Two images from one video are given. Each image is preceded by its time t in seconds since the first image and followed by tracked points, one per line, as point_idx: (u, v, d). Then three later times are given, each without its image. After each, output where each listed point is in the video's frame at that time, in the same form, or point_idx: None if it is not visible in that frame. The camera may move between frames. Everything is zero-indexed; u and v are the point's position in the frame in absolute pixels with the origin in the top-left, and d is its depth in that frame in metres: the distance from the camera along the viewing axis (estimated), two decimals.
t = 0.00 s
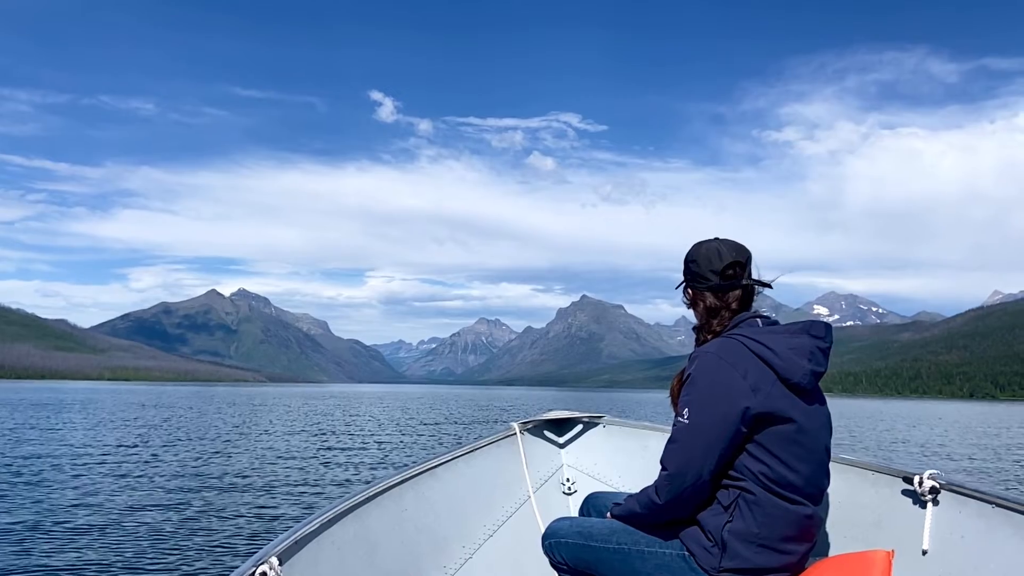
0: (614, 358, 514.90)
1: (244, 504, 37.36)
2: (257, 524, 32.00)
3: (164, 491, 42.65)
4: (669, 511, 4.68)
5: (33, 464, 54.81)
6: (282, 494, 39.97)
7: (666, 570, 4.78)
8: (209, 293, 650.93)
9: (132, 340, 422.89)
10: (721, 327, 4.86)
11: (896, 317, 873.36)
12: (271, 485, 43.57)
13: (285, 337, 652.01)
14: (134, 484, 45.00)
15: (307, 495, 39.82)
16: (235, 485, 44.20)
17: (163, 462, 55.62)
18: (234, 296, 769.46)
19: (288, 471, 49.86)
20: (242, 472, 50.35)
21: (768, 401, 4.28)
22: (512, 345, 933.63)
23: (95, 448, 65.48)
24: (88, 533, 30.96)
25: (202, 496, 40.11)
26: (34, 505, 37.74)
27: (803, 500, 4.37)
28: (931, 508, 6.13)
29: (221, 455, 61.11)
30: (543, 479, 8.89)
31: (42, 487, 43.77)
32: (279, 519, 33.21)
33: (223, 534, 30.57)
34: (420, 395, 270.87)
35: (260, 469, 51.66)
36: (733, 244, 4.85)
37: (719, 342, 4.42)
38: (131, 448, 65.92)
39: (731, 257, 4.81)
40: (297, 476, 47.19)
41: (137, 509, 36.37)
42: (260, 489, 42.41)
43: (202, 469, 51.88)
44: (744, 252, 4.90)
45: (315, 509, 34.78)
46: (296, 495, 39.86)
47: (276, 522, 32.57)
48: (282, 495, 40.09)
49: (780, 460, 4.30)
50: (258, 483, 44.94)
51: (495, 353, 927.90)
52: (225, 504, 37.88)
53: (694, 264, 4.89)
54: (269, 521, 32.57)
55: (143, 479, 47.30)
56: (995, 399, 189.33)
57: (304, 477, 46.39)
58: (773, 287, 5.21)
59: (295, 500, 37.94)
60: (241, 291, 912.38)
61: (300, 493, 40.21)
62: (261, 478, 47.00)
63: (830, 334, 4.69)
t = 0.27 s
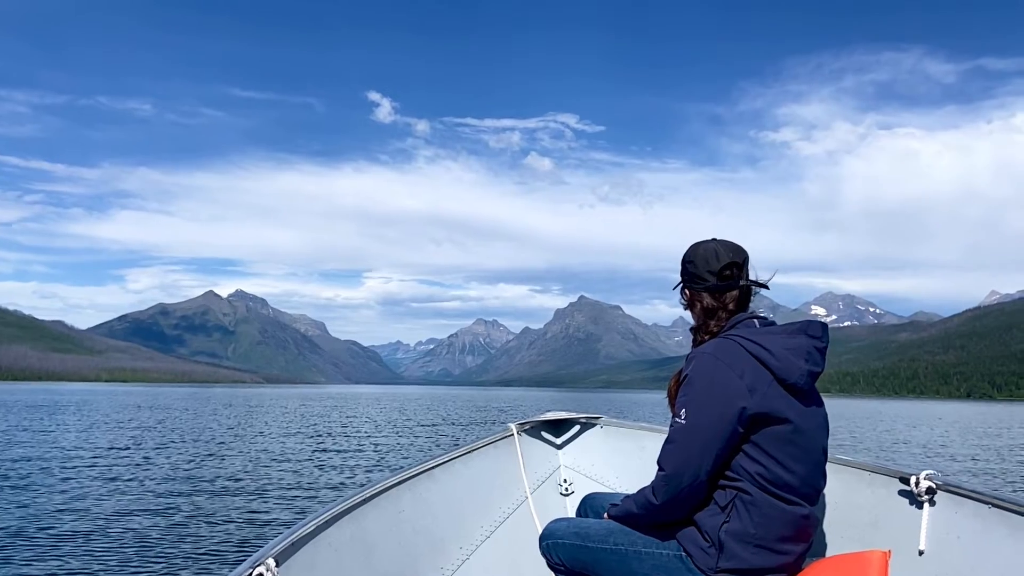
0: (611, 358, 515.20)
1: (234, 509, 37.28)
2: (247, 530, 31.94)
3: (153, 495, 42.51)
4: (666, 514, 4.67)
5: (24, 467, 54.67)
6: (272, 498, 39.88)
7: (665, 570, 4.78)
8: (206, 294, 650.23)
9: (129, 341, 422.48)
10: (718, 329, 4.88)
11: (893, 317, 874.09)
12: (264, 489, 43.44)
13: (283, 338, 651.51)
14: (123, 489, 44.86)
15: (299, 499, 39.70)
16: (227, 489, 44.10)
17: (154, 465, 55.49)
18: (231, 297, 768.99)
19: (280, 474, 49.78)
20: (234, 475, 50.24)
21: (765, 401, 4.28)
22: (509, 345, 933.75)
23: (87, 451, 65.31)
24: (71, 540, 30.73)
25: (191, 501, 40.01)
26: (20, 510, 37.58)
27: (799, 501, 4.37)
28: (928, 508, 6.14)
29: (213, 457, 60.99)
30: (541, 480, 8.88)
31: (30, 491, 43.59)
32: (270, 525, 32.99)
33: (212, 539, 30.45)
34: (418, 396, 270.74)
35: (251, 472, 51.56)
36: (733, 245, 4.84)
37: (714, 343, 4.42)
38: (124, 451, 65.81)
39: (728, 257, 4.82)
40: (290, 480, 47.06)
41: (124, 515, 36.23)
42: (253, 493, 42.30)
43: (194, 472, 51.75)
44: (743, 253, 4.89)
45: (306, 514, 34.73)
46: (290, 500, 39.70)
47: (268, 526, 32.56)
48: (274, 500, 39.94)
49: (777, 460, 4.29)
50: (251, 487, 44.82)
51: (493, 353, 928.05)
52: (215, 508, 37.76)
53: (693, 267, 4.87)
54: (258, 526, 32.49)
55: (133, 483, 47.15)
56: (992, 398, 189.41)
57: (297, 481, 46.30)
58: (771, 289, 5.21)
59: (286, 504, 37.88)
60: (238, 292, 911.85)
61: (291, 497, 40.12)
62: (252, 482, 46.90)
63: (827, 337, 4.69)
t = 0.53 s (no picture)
0: (610, 358, 515.43)
1: (225, 512, 37.23)
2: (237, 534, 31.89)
3: (143, 498, 42.39)
4: (664, 512, 4.67)
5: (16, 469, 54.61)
6: (263, 502, 39.82)
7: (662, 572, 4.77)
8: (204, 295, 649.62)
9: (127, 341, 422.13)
10: (715, 326, 4.88)
11: (891, 317, 875.19)
12: (257, 492, 43.35)
13: (282, 338, 650.98)
14: (115, 492, 44.76)
15: (292, 502, 39.66)
16: (220, 492, 43.99)
17: (146, 467, 55.38)
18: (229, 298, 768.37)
19: (273, 476, 49.74)
20: (226, 478, 50.18)
21: (763, 399, 4.28)
22: (508, 345, 933.88)
23: (80, 453, 65.30)
24: (56, 547, 30.58)
25: (181, 505, 39.93)
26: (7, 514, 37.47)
27: (796, 499, 4.38)
28: (925, 508, 6.16)
29: (207, 459, 60.96)
30: (539, 479, 8.90)
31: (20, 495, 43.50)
32: (261, 530, 32.86)
33: (201, 544, 30.38)
34: (416, 395, 270.75)
35: (244, 474, 51.53)
36: (727, 246, 4.85)
37: (712, 343, 4.43)
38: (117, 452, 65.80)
39: (727, 255, 4.81)
40: (284, 482, 46.96)
41: (113, 519, 36.13)
42: (246, 496, 42.17)
43: (187, 475, 51.63)
44: (740, 251, 4.89)
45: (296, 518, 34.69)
46: (283, 503, 39.56)
47: (257, 531, 32.56)
48: (268, 503, 39.80)
49: (776, 459, 4.29)
50: (244, 489, 44.72)
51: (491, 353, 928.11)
52: (205, 512, 37.69)
53: (692, 265, 4.86)
54: (248, 530, 32.45)
55: (124, 486, 47.04)
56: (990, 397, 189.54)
57: (291, 483, 46.26)
58: (768, 287, 5.22)
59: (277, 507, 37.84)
60: (236, 292, 911.29)
61: (282, 500, 40.05)
62: (244, 484, 46.83)
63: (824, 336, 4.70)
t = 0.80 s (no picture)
0: (607, 357, 515.33)
1: (214, 516, 37.17)
2: (226, 539, 31.87)
3: (131, 503, 42.28)
4: (661, 511, 4.68)
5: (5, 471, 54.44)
6: (254, 505, 39.76)
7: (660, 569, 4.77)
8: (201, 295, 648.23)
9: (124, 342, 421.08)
10: (712, 326, 4.88)
11: (888, 315, 876.53)
12: (249, 495, 43.29)
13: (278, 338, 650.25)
14: (104, 495, 44.64)
15: (283, 505, 39.61)
16: (212, 495, 43.96)
17: (137, 469, 55.26)
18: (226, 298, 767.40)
19: (266, 479, 49.71)
20: (218, 480, 50.16)
21: (760, 398, 4.28)
22: (505, 344, 933.81)
23: (73, 455, 65.13)
24: (38, 553, 30.40)
25: (171, 509, 39.82)
26: None
27: (795, 498, 4.38)
28: (923, 505, 6.17)
29: (199, 460, 60.90)
30: (536, 478, 8.90)
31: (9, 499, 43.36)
32: (251, 534, 32.78)
33: (189, 550, 30.29)
34: (413, 395, 270.50)
35: (234, 477, 51.48)
36: (723, 243, 4.86)
37: (708, 342, 4.44)
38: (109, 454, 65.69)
39: (722, 255, 4.82)
40: (277, 484, 46.92)
41: (100, 524, 36.07)
42: (238, 500, 42.12)
43: (178, 478, 51.54)
44: (736, 250, 4.89)
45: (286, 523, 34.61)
46: (275, 506, 39.55)
47: (246, 535, 32.57)
48: (259, 506, 39.79)
49: (769, 458, 4.30)
50: (237, 492, 44.71)
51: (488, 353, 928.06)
52: (195, 516, 37.64)
53: (688, 263, 4.87)
54: (238, 535, 32.40)
55: (114, 489, 46.94)
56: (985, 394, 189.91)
57: (284, 485, 46.24)
58: (763, 287, 5.22)
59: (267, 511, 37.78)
60: (233, 293, 910.22)
61: (272, 504, 39.97)
62: (235, 487, 46.76)
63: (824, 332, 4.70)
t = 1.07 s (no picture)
0: (606, 356, 515.06)
1: (205, 520, 37.08)
2: (216, 544, 31.80)
3: (121, 505, 42.20)
4: (661, 510, 4.68)
5: None
6: (245, 508, 39.73)
7: (657, 568, 4.78)
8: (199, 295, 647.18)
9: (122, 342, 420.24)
10: (711, 324, 4.87)
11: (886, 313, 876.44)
12: (240, 497, 43.24)
13: (277, 337, 649.71)
14: (95, 497, 44.54)
15: (275, 507, 39.56)
16: (204, 497, 43.90)
17: (129, 471, 55.14)
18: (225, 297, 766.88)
19: (258, 480, 49.66)
20: (210, 482, 50.05)
21: (761, 396, 4.27)
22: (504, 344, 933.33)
23: (66, 455, 65.06)
24: (27, 557, 30.40)
25: (160, 512, 39.73)
26: None
27: (795, 496, 4.37)
28: (921, 503, 6.16)
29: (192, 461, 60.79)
30: (534, 476, 8.91)
31: None
32: (242, 538, 32.75)
33: (178, 555, 30.22)
34: (412, 394, 270.21)
35: (227, 478, 51.39)
36: (724, 242, 4.86)
37: (708, 341, 4.42)
38: (103, 454, 65.61)
39: (721, 254, 4.82)
40: (270, 486, 46.85)
41: (89, 528, 35.98)
42: (229, 502, 42.06)
43: (171, 479, 51.47)
44: (734, 250, 4.90)
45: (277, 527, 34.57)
46: (268, 508, 39.54)
47: (237, 540, 32.57)
48: (252, 508, 39.76)
49: (770, 456, 4.29)
50: (229, 494, 44.64)
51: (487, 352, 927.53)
52: (185, 519, 37.57)
53: (688, 261, 4.86)
54: (228, 540, 32.36)
55: (105, 491, 46.81)
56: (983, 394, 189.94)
57: (277, 487, 46.26)
58: (761, 287, 5.23)
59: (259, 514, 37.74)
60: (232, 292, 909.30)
61: (265, 506, 39.92)
62: (226, 489, 46.69)
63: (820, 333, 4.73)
